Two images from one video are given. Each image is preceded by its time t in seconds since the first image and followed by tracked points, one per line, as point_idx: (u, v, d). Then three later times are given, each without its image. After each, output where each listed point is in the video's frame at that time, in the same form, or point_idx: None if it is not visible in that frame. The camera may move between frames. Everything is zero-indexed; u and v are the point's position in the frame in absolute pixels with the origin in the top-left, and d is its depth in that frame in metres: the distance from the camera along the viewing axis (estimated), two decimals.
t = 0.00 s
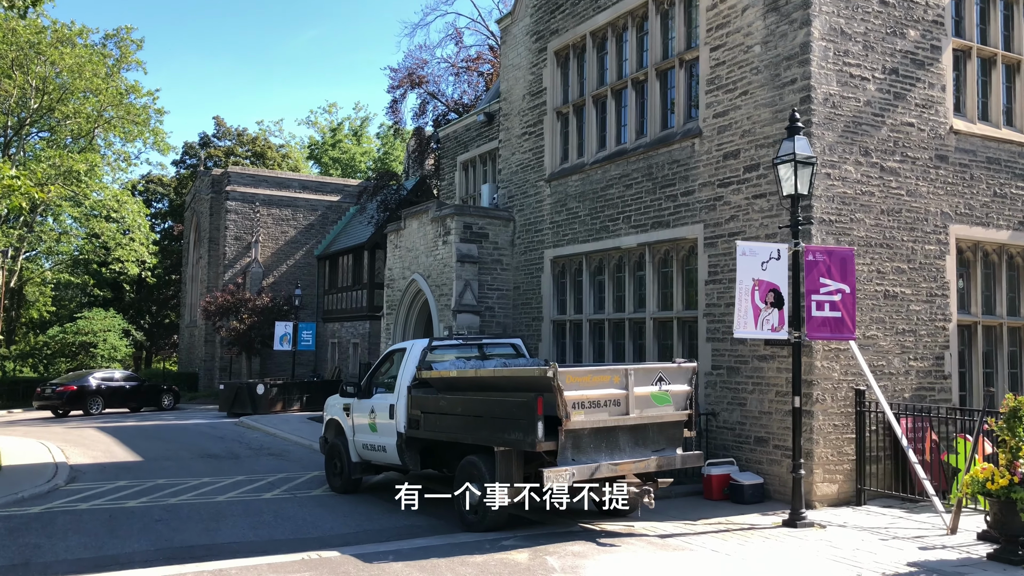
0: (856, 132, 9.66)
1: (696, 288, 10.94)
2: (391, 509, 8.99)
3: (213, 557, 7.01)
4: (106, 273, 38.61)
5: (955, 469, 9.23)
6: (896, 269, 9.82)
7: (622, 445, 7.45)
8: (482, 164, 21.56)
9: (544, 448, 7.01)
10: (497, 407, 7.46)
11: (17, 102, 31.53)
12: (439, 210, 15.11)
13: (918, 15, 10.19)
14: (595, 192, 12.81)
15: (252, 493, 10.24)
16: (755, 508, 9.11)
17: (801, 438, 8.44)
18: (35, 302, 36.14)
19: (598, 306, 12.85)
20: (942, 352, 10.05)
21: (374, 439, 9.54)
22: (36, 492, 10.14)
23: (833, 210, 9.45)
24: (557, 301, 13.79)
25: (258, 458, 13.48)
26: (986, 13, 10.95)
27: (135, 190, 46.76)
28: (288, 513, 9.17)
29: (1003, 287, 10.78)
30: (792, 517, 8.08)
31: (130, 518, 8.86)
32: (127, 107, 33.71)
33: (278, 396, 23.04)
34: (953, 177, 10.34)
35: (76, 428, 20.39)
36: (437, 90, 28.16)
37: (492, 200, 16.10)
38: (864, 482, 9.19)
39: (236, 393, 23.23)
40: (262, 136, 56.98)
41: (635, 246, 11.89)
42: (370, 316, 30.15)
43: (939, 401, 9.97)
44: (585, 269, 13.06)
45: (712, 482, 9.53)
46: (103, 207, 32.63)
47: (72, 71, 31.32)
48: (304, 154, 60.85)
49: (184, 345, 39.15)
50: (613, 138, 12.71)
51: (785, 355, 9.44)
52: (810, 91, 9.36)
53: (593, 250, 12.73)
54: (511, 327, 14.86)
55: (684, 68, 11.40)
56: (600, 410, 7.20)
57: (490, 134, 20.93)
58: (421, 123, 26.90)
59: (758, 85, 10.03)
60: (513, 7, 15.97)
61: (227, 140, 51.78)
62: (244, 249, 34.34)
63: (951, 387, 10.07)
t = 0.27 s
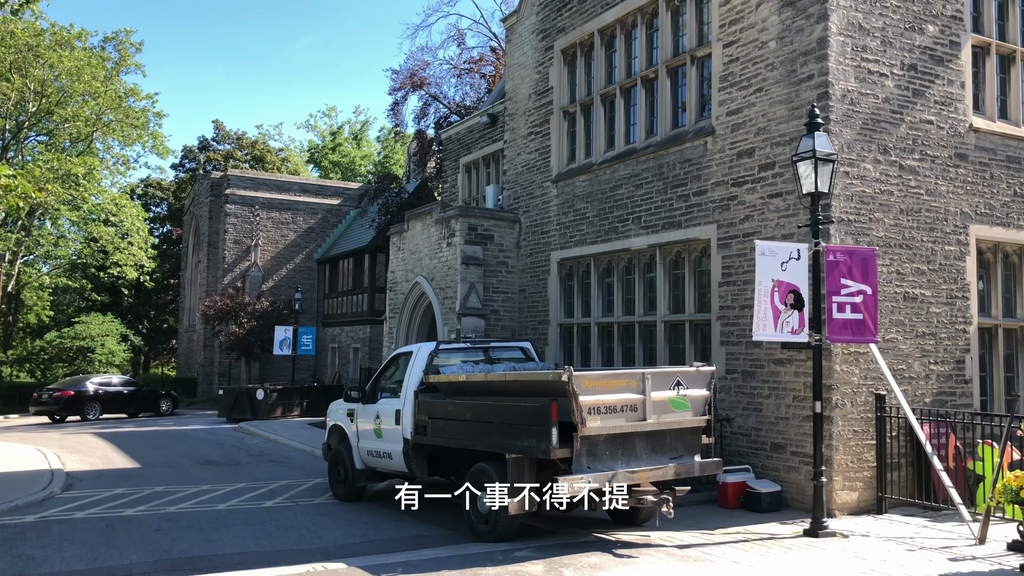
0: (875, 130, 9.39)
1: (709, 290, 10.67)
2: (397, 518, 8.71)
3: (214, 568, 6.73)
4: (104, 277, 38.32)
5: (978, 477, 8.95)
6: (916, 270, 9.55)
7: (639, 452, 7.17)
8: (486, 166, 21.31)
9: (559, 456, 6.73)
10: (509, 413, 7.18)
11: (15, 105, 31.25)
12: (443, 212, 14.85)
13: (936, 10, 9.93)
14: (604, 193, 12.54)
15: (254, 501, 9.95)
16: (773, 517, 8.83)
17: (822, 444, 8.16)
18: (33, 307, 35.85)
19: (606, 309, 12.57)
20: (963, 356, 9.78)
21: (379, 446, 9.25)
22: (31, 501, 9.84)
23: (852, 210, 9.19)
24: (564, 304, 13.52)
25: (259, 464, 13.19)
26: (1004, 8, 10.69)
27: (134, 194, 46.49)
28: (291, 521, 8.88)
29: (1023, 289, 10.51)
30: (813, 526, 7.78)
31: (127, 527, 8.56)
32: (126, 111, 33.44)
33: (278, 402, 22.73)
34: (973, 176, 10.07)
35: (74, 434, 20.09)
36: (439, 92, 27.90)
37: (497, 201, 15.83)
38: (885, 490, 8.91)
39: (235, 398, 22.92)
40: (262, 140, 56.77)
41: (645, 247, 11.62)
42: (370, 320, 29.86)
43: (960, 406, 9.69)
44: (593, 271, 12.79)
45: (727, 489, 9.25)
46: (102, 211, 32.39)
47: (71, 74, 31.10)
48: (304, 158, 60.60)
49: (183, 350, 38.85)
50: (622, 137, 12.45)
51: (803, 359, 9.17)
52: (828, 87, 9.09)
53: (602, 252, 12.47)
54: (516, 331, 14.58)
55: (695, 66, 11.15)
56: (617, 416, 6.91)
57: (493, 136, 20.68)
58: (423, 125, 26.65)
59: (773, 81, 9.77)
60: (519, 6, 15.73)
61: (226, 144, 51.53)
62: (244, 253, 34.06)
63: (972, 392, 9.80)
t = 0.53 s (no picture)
0: (890, 130, 9.20)
1: (720, 294, 10.47)
2: (402, 527, 8.50)
3: None
4: (103, 281, 38.11)
5: (998, 485, 8.73)
6: (932, 273, 9.34)
7: (654, 461, 6.96)
8: (489, 169, 21.12)
9: (572, 465, 6.52)
10: (520, 420, 6.98)
11: (14, 108, 31.08)
12: (447, 214, 14.66)
13: (952, 7, 9.74)
14: (611, 195, 12.34)
15: (256, 509, 9.74)
16: (787, 525, 8.62)
17: (839, 451, 7.95)
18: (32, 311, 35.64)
19: (613, 313, 12.37)
20: (980, 360, 9.57)
21: (384, 453, 9.04)
22: (27, 509, 9.63)
23: (867, 211, 8.99)
24: (570, 308, 13.32)
25: (260, 471, 12.97)
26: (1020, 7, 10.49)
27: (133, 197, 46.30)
28: (294, 530, 8.67)
29: None
30: (832, 536, 7.56)
31: (127, 537, 8.35)
32: (126, 114, 33.26)
33: (279, 406, 22.50)
34: (990, 177, 9.87)
35: (72, 439, 19.87)
36: (441, 94, 27.70)
37: (502, 204, 15.62)
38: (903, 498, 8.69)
39: (236, 403, 22.70)
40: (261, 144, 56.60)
41: (653, 250, 11.43)
42: (372, 324, 29.65)
43: (977, 412, 9.49)
44: (600, 275, 12.58)
45: (740, 497, 9.03)
46: (101, 215, 32.24)
47: (70, 77, 30.94)
48: (304, 162, 60.43)
49: (183, 354, 38.62)
50: (629, 138, 12.25)
51: (817, 364, 8.97)
52: (843, 86, 8.89)
53: (609, 255, 12.26)
54: (521, 335, 14.37)
55: (705, 65, 10.95)
56: (632, 424, 6.71)
57: (497, 138, 20.49)
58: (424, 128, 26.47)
59: (786, 80, 9.58)
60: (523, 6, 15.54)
61: (226, 148, 51.36)
62: (244, 257, 33.85)
63: (990, 398, 9.59)
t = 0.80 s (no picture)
0: (914, 126, 8.94)
1: (737, 295, 10.22)
2: (412, 535, 8.22)
3: None
4: (102, 285, 37.82)
5: None
6: (957, 273, 9.08)
7: (677, 467, 6.68)
8: (494, 170, 20.87)
9: (593, 471, 6.26)
10: (537, 424, 6.71)
11: (12, 111, 30.79)
12: (453, 214, 14.40)
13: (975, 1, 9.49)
14: (622, 194, 12.08)
15: (260, 516, 9.46)
16: (810, 533, 8.34)
17: (866, 456, 7.67)
18: (30, 315, 35.35)
19: (624, 315, 12.11)
20: (1006, 363, 9.30)
21: (393, 459, 8.76)
22: (25, 516, 9.34)
23: (891, 209, 8.72)
24: (580, 310, 13.06)
25: (263, 476, 12.69)
26: None
27: (132, 201, 46.03)
28: (300, 538, 8.39)
29: None
30: (859, 545, 7.25)
31: (127, 545, 8.07)
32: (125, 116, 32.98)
33: (280, 411, 22.21)
34: (1014, 174, 9.61)
35: (71, 444, 19.58)
36: (443, 96, 27.45)
37: (508, 204, 15.36)
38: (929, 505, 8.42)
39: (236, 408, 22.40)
40: (261, 147, 56.36)
41: (666, 250, 11.17)
42: (373, 328, 29.37)
43: (1003, 416, 9.22)
44: (611, 276, 12.32)
45: (760, 504, 8.75)
46: (100, 218, 31.96)
47: (69, 80, 30.67)
48: (304, 165, 60.18)
49: (182, 358, 38.34)
50: (641, 137, 12.00)
51: (839, 366, 8.71)
52: (865, 80, 8.63)
53: (620, 255, 12.00)
54: (529, 337, 14.10)
55: (720, 60, 10.70)
56: (654, 428, 6.45)
57: (501, 139, 20.24)
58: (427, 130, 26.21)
59: (806, 75, 9.32)
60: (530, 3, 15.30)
61: (226, 151, 51.10)
62: (244, 260, 33.57)
63: (1015, 402, 9.33)
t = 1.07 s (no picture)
0: (933, 126, 8.74)
1: (750, 299, 10.02)
2: (422, 545, 8.01)
3: None
4: (102, 288, 37.63)
5: None
6: (977, 276, 8.88)
7: (697, 476, 6.48)
8: (498, 173, 20.68)
9: (611, 481, 6.06)
10: (552, 432, 6.51)
11: (11, 113, 30.61)
12: (459, 217, 14.21)
13: None
14: (631, 196, 11.89)
15: (264, 525, 9.25)
16: (829, 543, 8.12)
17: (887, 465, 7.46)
18: (29, 318, 35.16)
19: (634, 319, 11.90)
20: None
21: (402, 466, 8.55)
22: (23, 525, 9.13)
23: (911, 211, 8.52)
24: (588, 314, 12.85)
25: (266, 483, 12.48)
26: None
27: (133, 204, 45.86)
28: (306, 548, 8.18)
29: None
30: (882, 556, 7.02)
31: (129, 556, 7.85)
32: (125, 119, 32.78)
33: (282, 415, 22.00)
34: None
35: (70, 449, 19.36)
36: (446, 98, 27.28)
37: (514, 206, 15.14)
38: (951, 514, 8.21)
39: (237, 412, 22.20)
40: (262, 150, 56.23)
41: (677, 253, 10.98)
42: (375, 331, 29.17)
43: None
44: (620, 279, 12.12)
45: (776, 513, 8.50)
46: (100, 221, 31.79)
47: (69, 82, 30.53)
48: (304, 168, 60.00)
49: (182, 361, 38.13)
50: (650, 138, 11.81)
51: (858, 372, 8.51)
52: (884, 79, 8.44)
53: (630, 258, 11.80)
54: (536, 341, 13.90)
55: (732, 60, 10.52)
56: (674, 436, 6.25)
57: (506, 141, 20.06)
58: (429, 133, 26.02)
59: (822, 74, 9.14)
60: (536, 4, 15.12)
61: (227, 154, 50.94)
62: (245, 263, 33.38)
63: None
